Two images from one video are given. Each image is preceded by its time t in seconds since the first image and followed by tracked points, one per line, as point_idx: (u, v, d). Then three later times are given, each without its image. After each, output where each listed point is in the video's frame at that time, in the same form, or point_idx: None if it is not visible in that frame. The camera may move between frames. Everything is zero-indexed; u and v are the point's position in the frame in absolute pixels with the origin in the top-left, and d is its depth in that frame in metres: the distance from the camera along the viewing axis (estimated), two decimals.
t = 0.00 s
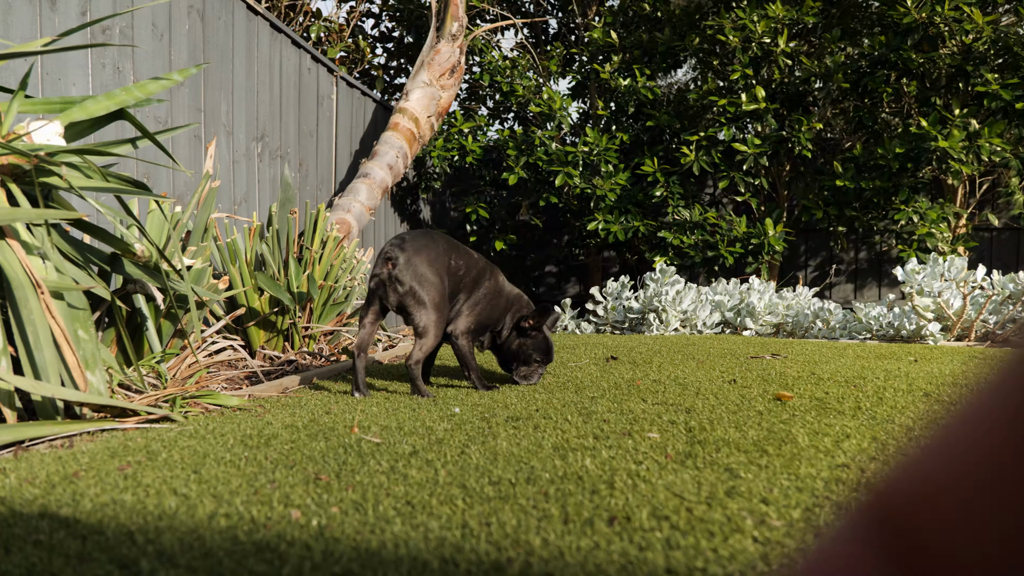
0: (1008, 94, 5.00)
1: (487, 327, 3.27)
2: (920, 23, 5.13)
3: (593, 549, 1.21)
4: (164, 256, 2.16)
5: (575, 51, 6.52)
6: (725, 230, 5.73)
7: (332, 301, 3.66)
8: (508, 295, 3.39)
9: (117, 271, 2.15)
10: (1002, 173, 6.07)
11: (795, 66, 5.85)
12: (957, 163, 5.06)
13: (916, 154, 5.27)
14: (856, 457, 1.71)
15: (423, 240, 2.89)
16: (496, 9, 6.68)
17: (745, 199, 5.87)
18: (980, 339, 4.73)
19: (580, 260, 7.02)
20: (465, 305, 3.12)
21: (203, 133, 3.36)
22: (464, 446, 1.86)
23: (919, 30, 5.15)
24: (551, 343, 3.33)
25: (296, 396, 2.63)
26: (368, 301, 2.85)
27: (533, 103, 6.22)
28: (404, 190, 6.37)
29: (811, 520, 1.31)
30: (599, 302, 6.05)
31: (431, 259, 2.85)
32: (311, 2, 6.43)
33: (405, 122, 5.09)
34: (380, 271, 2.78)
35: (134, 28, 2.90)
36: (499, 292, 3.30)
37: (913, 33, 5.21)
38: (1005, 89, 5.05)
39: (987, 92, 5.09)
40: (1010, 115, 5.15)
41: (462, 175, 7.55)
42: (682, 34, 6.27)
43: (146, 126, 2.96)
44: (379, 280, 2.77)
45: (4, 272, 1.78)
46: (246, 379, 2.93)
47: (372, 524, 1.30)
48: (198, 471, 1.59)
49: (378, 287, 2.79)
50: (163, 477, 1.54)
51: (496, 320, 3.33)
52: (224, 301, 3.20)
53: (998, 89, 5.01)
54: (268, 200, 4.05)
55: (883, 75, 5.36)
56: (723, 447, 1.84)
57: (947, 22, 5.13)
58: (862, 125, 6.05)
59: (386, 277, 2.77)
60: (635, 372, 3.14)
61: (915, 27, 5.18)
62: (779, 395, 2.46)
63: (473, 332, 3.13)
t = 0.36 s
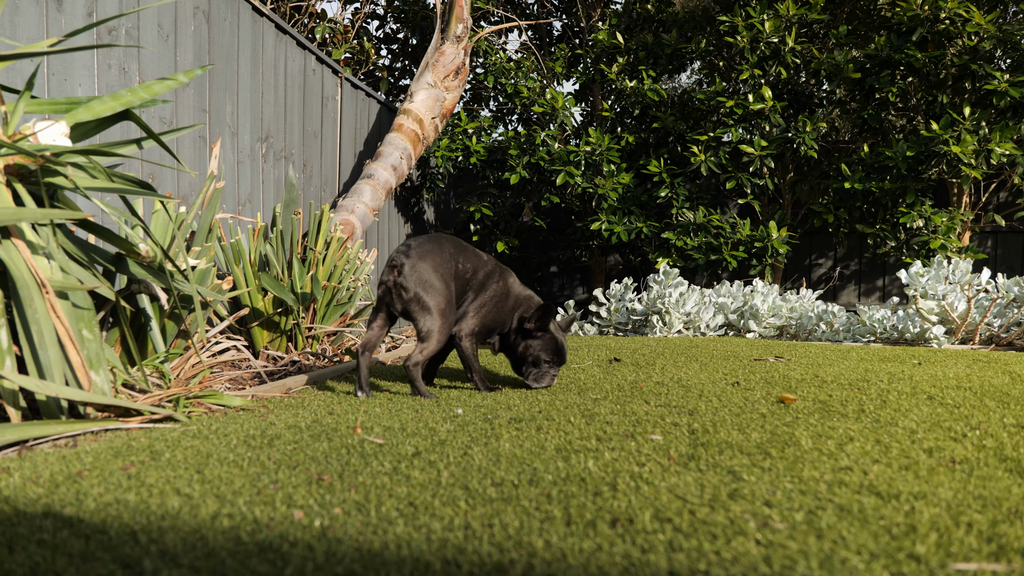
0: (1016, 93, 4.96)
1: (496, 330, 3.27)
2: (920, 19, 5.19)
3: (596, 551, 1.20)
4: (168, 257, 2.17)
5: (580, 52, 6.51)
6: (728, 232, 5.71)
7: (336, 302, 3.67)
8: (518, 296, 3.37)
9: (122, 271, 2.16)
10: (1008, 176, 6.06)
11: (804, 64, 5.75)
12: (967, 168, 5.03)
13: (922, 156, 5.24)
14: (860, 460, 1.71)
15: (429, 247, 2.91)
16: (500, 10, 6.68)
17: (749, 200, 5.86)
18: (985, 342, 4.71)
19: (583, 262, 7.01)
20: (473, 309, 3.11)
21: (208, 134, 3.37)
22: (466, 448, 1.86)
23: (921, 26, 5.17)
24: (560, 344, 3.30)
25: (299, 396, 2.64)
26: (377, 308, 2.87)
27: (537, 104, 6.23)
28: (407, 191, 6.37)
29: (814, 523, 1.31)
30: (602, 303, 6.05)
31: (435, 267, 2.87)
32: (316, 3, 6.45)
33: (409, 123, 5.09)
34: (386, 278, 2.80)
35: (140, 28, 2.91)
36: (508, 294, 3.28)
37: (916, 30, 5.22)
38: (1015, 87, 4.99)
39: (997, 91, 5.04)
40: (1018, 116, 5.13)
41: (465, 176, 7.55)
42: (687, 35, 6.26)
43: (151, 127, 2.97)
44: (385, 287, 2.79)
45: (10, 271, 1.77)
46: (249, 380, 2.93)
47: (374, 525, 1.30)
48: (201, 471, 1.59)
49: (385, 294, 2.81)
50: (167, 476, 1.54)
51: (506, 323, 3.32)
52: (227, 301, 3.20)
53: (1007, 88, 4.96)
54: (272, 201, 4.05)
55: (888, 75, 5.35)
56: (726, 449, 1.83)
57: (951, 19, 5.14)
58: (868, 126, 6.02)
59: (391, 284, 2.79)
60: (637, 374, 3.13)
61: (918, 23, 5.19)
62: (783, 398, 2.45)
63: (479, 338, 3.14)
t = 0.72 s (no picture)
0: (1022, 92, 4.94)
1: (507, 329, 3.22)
2: (935, 16, 5.15)
3: (597, 552, 1.20)
4: (170, 257, 2.17)
5: (582, 53, 6.52)
6: (730, 232, 5.71)
7: (337, 303, 3.67)
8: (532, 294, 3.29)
9: (124, 271, 2.16)
10: (1011, 177, 6.05)
11: (802, 67, 5.95)
12: (964, 160, 5.05)
13: (925, 155, 5.23)
14: (862, 461, 1.70)
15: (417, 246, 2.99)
16: (502, 10, 6.69)
17: (751, 200, 5.86)
18: (987, 342, 4.70)
19: (585, 262, 7.01)
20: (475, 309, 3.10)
21: (210, 134, 3.37)
22: (468, 449, 1.86)
23: (936, 24, 5.13)
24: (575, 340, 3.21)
25: (301, 397, 2.64)
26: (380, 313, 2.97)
27: (538, 104, 6.24)
28: (409, 192, 6.37)
29: (817, 524, 1.31)
30: (604, 304, 6.05)
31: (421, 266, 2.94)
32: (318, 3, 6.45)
33: (411, 123, 5.08)
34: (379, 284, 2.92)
35: (141, 29, 2.91)
36: (518, 293, 3.24)
37: (931, 26, 5.20)
38: None
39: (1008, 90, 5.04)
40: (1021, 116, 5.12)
41: (467, 176, 7.55)
42: (690, 36, 6.27)
43: (153, 127, 2.97)
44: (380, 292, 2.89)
45: (12, 271, 1.76)
46: (250, 380, 2.93)
47: (376, 526, 1.30)
48: (203, 471, 1.59)
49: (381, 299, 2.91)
50: (168, 477, 1.54)
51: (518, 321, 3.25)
52: (229, 302, 3.20)
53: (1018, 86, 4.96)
54: (274, 201, 4.05)
55: (891, 74, 5.35)
56: (727, 450, 1.83)
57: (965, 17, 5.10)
58: (869, 126, 6.03)
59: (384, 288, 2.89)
60: (639, 374, 3.13)
61: (932, 18, 5.16)
62: (785, 399, 2.45)
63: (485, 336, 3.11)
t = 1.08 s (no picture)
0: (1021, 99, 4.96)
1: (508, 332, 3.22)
2: (944, 15, 5.17)
3: (598, 552, 1.20)
4: (172, 257, 2.18)
5: (583, 53, 6.52)
6: (730, 233, 5.71)
7: (337, 303, 3.67)
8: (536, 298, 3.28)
9: (125, 271, 2.16)
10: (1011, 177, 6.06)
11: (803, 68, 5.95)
12: (966, 166, 5.03)
13: (925, 157, 5.24)
14: (863, 462, 1.70)
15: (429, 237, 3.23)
16: (504, 11, 6.69)
17: (751, 201, 5.86)
18: (988, 343, 4.70)
19: (585, 262, 7.01)
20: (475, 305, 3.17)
21: (211, 134, 3.37)
22: (469, 449, 1.86)
23: (944, 22, 5.15)
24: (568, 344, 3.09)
25: (302, 397, 2.64)
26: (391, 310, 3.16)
27: (539, 105, 6.25)
28: (410, 192, 6.37)
29: (818, 525, 1.31)
30: (604, 304, 6.05)
31: (430, 250, 3.16)
32: (319, 3, 6.46)
33: (411, 123, 5.08)
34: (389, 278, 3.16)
35: (142, 30, 2.91)
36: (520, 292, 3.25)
37: (938, 26, 5.20)
38: None
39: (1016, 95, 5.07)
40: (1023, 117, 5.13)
41: (468, 177, 7.55)
42: (691, 36, 6.27)
43: (154, 128, 2.98)
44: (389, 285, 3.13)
45: (13, 271, 1.76)
46: (250, 380, 2.93)
47: (377, 526, 1.30)
48: (204, 472, 1.59)
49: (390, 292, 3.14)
50: (169, 477, 1.54)
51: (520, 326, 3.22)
52: (230, 302, 3.20)
53: None
54: (275, 201, 4.05)
55: (896, 78, 5.37)
56: (728, 450, 1.83)
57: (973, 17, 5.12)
58: (870, 127, 6.02)
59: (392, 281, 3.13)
60: (639, 375, 3.13)
61: (942, 16, 5.17)
62: (785, 399, 2.45)
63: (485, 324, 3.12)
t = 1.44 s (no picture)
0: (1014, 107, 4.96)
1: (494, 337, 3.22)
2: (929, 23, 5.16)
3: (599, 552, 1.20)
4: (172, 257, 2.18)
5: (582, 54, 6.52)
6: (730, 234, 5.71)
7: (338, 303, 3.67)
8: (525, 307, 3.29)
9: (126, 272, 2.17)
10: (1012, 177, 6.05)
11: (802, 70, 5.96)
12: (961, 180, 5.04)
13: (922, 161, 5.25)
14: (864, 462, 1.70)
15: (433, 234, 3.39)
16: (504, 12, 6.69)
17: (751, 202, 5.87)
18: (988, 344, 4.70)
19: (586, 262, 7.00)
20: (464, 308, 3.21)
21: (211, 134, 3.37)
22: (469, 449, 1.86)
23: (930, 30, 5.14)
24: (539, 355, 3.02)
25: (302, 397, 2.64)
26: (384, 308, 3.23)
27: (539, 105, 6.24)
28: (411, 192, 6.38)
29: (819, 525, 1.31)
30: (604, 304, 6.05)
31: (429, 245, 3.29)
32: (319, 3, 6.45)
33: (412, 123, 5.08)
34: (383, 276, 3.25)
35: (143, 30, 2.91)
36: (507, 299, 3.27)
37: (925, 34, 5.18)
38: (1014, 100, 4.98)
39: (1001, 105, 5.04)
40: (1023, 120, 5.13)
41: (468, 177, 7.55)
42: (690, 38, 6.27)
43: (155, 128, 2.98)
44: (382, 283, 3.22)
45: (13, 271, 1.76)
46: (251, 380, 2.93)
47: (377, 526, 1.30)
48: (205, 472, 1.59)
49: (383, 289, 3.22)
50: (170, 477, 1.54)
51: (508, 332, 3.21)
52: (230, 302, 3.20)
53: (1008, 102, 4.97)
54: (275, 202, 4.05)
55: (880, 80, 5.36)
56: (728, 451, 1.83)
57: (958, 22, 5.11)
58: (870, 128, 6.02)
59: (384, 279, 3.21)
60: (639, 375, 3.14)
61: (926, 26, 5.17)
62: (786, 399, 2.45)
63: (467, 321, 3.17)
